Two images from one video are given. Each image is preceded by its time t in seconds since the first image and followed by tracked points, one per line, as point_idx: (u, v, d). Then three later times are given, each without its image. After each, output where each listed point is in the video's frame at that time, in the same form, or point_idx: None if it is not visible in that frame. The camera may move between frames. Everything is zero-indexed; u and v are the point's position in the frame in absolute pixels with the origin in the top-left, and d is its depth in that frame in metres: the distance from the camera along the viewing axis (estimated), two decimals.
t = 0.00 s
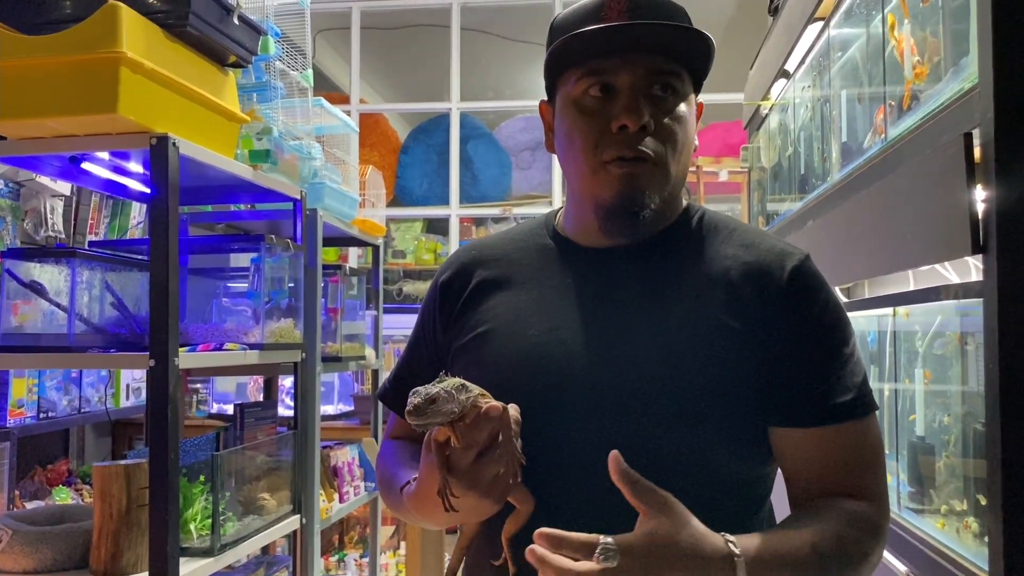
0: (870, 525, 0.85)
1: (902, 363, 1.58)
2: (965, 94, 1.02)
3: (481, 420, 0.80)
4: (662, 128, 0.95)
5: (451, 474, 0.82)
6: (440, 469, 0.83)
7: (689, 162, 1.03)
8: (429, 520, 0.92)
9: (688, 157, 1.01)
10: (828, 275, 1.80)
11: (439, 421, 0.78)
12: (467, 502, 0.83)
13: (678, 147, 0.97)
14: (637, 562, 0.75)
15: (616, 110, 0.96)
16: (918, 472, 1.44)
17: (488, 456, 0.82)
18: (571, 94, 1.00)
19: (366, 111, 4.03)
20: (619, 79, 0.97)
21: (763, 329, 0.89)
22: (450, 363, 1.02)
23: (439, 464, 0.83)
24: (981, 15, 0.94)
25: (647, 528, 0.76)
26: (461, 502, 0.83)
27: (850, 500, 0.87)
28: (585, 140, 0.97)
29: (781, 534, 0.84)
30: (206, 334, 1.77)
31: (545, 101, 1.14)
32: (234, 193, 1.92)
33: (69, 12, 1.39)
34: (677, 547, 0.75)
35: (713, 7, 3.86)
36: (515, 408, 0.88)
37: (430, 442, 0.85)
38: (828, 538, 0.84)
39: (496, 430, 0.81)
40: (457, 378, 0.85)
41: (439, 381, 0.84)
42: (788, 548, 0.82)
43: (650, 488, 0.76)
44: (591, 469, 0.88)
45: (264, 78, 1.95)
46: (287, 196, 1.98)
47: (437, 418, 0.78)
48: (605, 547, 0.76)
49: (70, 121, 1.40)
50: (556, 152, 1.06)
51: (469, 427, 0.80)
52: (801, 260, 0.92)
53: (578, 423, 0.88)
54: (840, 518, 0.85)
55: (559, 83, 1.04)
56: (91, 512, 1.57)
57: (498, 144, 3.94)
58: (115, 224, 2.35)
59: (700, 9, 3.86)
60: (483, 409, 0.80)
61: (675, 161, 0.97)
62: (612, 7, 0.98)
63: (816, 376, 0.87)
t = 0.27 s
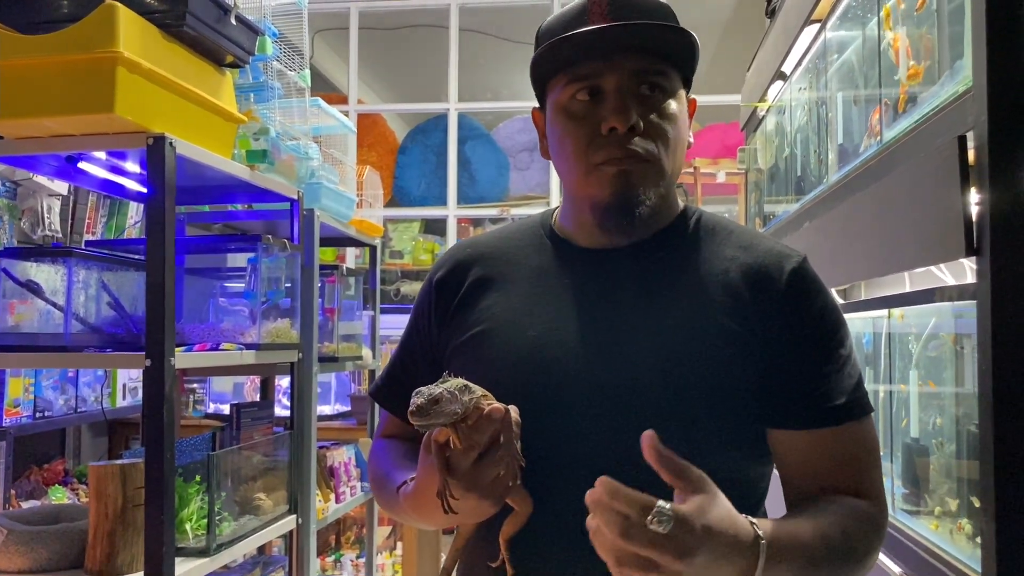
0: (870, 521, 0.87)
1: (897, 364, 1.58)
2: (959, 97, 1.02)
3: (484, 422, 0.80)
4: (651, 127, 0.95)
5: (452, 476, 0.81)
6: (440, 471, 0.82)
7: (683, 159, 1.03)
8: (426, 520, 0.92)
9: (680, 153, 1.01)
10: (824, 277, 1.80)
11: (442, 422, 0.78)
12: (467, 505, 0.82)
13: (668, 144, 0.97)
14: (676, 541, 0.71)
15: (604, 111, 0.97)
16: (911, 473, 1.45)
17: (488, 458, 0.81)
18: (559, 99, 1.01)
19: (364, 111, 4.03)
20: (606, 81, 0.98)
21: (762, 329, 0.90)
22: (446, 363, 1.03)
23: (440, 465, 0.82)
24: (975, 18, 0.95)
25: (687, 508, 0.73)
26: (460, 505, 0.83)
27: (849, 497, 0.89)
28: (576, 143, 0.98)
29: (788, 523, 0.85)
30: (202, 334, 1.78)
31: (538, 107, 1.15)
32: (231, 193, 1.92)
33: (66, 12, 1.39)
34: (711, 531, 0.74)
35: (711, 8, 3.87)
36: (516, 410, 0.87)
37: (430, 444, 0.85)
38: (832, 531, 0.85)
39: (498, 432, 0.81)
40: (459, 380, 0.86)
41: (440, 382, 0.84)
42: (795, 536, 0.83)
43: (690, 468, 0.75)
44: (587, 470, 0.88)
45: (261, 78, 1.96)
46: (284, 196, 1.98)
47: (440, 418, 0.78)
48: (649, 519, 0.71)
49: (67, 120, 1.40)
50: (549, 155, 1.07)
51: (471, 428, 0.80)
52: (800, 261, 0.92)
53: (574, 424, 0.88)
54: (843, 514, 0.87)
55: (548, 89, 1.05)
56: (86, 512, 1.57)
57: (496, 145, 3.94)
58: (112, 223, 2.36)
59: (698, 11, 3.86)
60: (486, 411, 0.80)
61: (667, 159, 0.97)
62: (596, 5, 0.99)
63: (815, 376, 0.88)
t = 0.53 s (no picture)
0: (872, 514, 0.88)
1: (890, 366, 1.59)
2: (951, 101, 1.02)
3: (479, 421, 0.81)
4: (641, 128, 0.96)
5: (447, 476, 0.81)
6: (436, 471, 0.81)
7: (673, 161, 1.04)
8: (421, 520, 0.92)
9: (671, 155, 1.02)
10: (818, 279, 1.81)
11: (438, 421, 0.78)
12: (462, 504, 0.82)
13: (658, 145, 0.98)
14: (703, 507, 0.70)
15: (595, 112, 0.98)
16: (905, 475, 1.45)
17: (484, 459, 0.81)
18: (552, 99, 1.02)
19: (361, 111, 4.04)
20: (598, 81, 0.99)
21: (755, 335, 0.90)
22: (440, 364, 1.03)
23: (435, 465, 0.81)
24: (966, 22, 0.95)
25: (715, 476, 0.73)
26: (455, 505, 0.82)
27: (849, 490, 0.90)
28: (566, 143, 0.99)
29: (800, 508, 0.85)
30: (198, 333, 1.78)
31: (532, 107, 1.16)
32: (228, 193, 1.92)
33: (64, 11, 1.39)
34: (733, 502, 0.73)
35: (708, 10, 3.88)
36: (510, 410, 0.88)
37: (425, 445, 0.86)
38: (840, 518, 0.85)
39: (494, 431, 0.81)
40: (454, 380, 0.86)
41: (435, 382, 0.84)
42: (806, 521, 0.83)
43: (717, 439, 0.75)
44: (581, 471, 0.89)
45: (258, 78, 1.97)
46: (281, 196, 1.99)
47: (435, 418, 0.78)
48: (681, 480, 0.70)
49: (65, 120, 1.40)
50: (542, 155, 1.08)
51: (467, 428, 0.81)
52: (793, 262, 0.93)
53: (568, 426, 0.89)
54: (848, 504, 0.87)
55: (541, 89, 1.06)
56: (82, 511, 1.57)
57: (494, 146, 3.95)
58: (110, 223, 2.37)
59: (696, 13, 3.87)
60: (481, 411, 0.81)
61: (656, 160, 0.98)
62: (589, 5, 1.00)
63: (808, 377, 0.89)
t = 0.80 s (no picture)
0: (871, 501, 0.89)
1: (886, 366, 1.60)
2: (947, 104, 1.03)
3: (480, 416, 0.81)
4: (639, 129, 0.98)
5: (448, 470, 0.82)
6: (437, 466, 0.83)
7: (672, 162, 1.05)
8: (421, 514, 0.93)
9: (669, 156, 1.03)
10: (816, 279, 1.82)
11: (439, 416, 0.80)
12: (463, 498, 0.84)
13: (656, 146, 0.99)
14: (701, 461, 0.71)
15: (593, 112, 0.99)
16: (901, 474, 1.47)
17: (485, 453, 0.82)
18: (552, 98, 1.04)
19: (362, 111, 4.05)
20: (597, 81, 1.00)
21: (751, 336, 0.92)
22: (441, 362, 1.04)
23: (436, 460, 0.82)
24: (962, 28, 0.97)
25: (709, 434, 0.73)
26: (456, 498, 0.84)
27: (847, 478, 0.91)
28: (565, 143, 1.01)
29: (809, 483, 0.85)
30: (201, 331, 1.81)
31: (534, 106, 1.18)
32: (230, 192, 1.93)
33: (68, 11, 1.40)
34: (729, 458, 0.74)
35: (708, 12, 3.89)
36: (509, 406, 0.88)
37: (426, 439, 0.86)
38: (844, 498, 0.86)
39: (494, 427, 0.82)
40: (456, 376, 0.88)
41: (436, 378, 0.86)
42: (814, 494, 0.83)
43: (701, 401, 0.77)
44: (581, 467, 0.90)
45: (262, 78, 1.99)
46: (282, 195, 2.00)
47: (437, 413, 0.80)
48: (668, 433, 0.71)
49: (69, 118, 1.41)
50: (542, 154, 1.10)
51: (468, 423, 0.81)
52: (788, 261, 0.95)
53: (569, 422, 0.90)
54: (850, 488, 0.88)
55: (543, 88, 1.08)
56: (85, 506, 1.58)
57: (493, 145, 3.96)
58: (110, 221, 2.34)
59: (695, 14, 3.88)
60: (482, 406, 0.81)
61: (654, 160, 0.99)
62: (591, 6, 1.01)
63: (805, 374, 0.90)
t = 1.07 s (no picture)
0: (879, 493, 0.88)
1: (888, 365, 1.61)
2: (949, 104, 1.04)
3: (483, 406, 0.82)
4: (640, 127, 0.98)
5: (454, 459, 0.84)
6: (443, 455, 0.84)
7: (674, 162, 1.06)
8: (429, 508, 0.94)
9: (671, 156, 1.04)
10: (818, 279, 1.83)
11: (444, 406, 0.82)
12: (470, 489, 0.84)
13: (657, 145, 1.00)
14: (737, 392, 0.63)
15: (596, 109, 1.01)
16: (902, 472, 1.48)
17: (490, 443, 0.83)
18: (559, 95, 1.05)
19: (364, 110, 4.06)
20: (601, 79, 1.02)
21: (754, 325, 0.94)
22: (447, 358, 1.05)
23: (441, 449, 0.84)
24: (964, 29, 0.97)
25: (765, 373, 0.65)
26: (462, 488, 0.84)
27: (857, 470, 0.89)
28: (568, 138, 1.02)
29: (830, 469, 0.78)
30: (206, 327, 1.81)
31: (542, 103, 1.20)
32: (235, 189, 1.94)
33: (77, 8, 1.42)
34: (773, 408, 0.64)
35: (710, 12, 3.90)
36: (515, 399, 0.89)
37: (432, 430, 0.88)
38: (864, 487, 0.83)
39: (498, 417, 0.82)
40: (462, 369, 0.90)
41: (442, 370, 0.89)
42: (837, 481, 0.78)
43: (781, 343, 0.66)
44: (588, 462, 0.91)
45: (267, 76, 1.99)
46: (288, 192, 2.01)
47: (442, 402, 0.82)
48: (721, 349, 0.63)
49: (78, 115, 1.42)
50: (548, 151, 1.12)
51: (473, 413, 0.83)
52: (789, 256, 0.98)
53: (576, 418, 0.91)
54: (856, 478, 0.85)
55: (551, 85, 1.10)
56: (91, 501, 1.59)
57: (493, 145, 3.97)
58: (115, 218, 2.34)
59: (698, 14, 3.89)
60: (486, 396, 0.82)
61: (655, 159, 1.00)
62: (603, 5, 1.03)
63: (807, 367, 0.91)
